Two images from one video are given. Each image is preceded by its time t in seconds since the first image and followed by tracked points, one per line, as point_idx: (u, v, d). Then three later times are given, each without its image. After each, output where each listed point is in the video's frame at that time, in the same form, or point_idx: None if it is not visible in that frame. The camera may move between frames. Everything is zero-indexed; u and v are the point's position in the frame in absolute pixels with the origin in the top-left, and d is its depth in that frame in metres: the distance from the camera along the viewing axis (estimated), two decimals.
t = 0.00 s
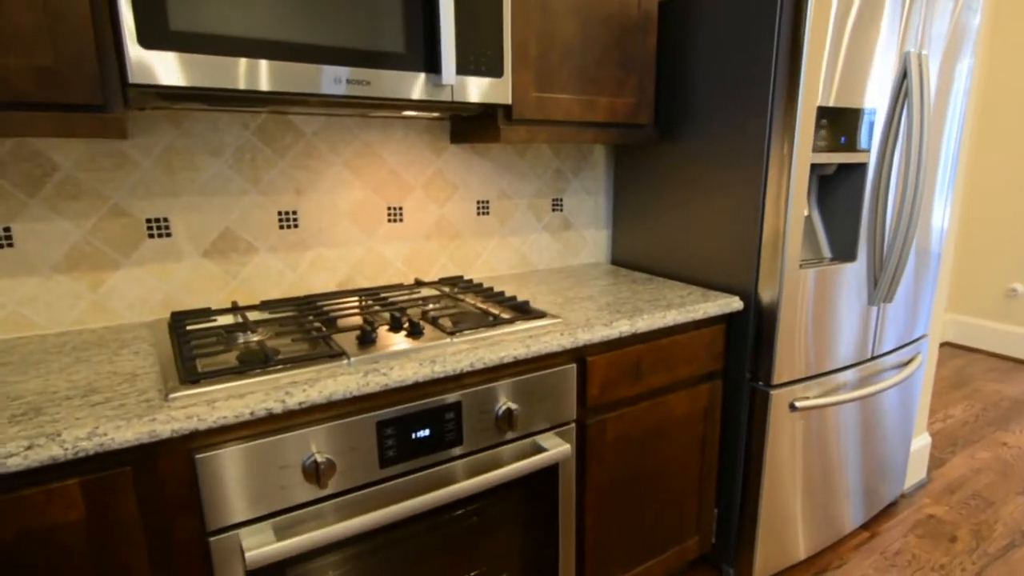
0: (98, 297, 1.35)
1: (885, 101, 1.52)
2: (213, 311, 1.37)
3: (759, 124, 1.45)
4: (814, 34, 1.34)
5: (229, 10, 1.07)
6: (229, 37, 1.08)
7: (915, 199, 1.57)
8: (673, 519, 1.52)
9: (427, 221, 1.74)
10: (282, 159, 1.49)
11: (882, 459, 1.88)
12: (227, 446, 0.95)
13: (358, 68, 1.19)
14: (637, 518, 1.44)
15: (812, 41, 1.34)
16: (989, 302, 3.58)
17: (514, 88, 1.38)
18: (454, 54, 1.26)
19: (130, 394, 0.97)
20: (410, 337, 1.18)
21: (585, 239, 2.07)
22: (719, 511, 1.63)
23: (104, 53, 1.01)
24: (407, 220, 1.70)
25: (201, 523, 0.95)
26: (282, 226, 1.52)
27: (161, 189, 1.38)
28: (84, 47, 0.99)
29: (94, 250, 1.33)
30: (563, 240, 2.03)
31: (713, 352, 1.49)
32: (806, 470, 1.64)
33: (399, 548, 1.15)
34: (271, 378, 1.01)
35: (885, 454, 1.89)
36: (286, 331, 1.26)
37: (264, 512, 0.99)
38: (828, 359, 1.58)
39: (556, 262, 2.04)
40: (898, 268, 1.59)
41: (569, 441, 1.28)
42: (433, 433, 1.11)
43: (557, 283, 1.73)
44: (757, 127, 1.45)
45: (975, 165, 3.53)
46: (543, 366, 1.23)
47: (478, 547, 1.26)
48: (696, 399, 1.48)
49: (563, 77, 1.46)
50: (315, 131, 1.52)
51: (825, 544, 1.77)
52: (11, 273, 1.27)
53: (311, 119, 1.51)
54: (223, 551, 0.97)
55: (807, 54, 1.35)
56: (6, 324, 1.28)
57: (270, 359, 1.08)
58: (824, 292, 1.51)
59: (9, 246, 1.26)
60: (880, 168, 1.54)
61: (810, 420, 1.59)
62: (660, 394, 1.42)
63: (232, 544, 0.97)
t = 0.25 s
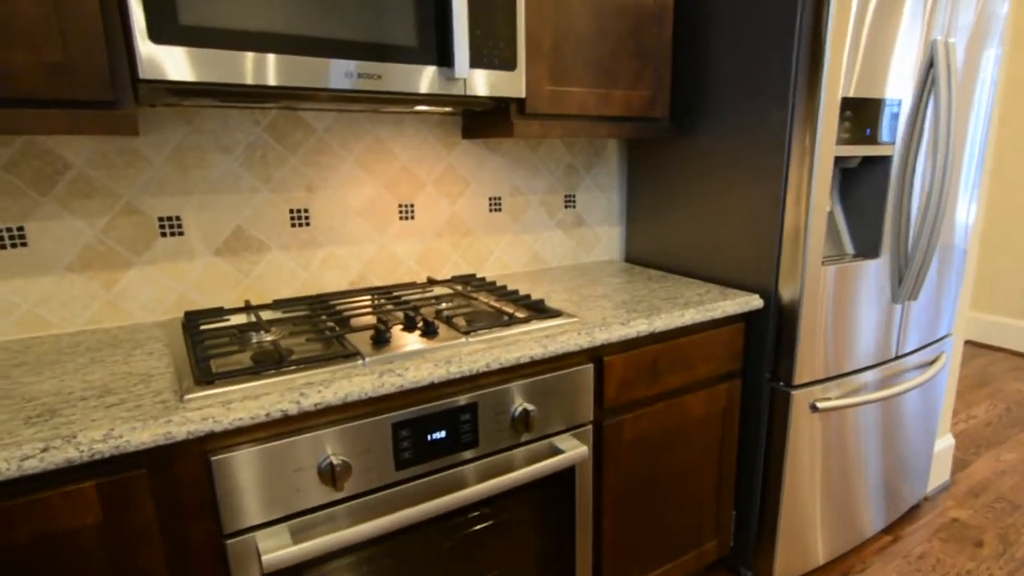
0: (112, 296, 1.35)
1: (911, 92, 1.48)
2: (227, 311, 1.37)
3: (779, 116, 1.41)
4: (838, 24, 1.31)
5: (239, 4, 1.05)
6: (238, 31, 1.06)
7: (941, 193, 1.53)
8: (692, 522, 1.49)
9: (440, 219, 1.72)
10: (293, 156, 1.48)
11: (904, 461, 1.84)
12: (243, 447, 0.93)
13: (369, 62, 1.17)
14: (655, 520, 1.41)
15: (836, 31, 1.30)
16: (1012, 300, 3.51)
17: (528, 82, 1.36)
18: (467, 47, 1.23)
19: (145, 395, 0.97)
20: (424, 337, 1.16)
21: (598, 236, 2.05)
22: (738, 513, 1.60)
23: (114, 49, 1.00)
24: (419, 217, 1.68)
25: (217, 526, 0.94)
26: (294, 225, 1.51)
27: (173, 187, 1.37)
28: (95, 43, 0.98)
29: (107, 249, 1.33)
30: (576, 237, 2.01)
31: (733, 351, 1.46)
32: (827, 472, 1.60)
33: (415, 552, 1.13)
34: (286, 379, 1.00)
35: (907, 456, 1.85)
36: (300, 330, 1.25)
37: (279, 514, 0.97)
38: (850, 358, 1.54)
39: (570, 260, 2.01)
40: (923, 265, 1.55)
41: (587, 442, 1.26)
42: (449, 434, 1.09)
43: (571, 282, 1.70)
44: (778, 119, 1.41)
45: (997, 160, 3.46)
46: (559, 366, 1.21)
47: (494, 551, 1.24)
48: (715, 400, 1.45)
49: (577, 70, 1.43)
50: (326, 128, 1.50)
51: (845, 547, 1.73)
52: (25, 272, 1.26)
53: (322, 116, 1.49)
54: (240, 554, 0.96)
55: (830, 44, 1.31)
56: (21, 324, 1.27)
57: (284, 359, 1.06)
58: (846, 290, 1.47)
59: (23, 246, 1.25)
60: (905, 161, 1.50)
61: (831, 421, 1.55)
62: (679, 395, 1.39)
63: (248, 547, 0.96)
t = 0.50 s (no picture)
0: (126, 293, 1.34)
1: (956, 75, 1.39)
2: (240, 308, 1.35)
3: (813, 103, 1.33)
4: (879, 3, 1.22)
5: None
6: (250, 20, 1.03)
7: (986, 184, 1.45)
8: (717, 528, 1.44)
9: (455, 214, 1.69)
10: (306, 150, 1.45)
11: (940, 466, 1.76)
12: (255, 450, 0.91)
13: (381, 51, 1.13)
14: (678, 527, 1.36)
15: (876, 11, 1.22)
16: None
17: (547, 71, 1.31)
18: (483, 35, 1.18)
19: (156, 395, 0.95)
20: (439, 337, 1.13)
21: (617, 230, 1.99)
22: (765, 519, 1.55)
23: (122, 40, 0.98)
24: (433, 212, 1.65)
25: (230, 529, 0.92)
26: (307, 220, 1.48)
27: (186, 182, 1.35)
28: (103, 35, 0.96)
29: (121, 246, 1.32)
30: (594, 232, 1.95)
31: (761, 350, 1.40)
32: (859, 478, 1.53)
33: (431, 558, 1.10)
34: (298, 380, 0.97)
35: (944, 461, 1.77)
36: (313, 328, 1.23)
37: (292, 518, 0.95)
38: (886, 359, 1.47)
39: (587, 255, 1.96)
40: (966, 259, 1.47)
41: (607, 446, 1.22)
42: (466, 438, 1.06)
43: (590, 279, 1.65)
44: (812, 106, 1.33)
45: None
46: (579, 367, 1.16)
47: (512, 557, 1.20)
48: (742, 402, 1.39)
49: (598, 58, 1.38)
50: (339, 120, 1.47)
51: (876, 555, 1.66)
52: (40, 270, 1.26)
53: (334, 108, 1.46)
54: (252, 558, 0.94)
55: (869, 26, 1.23)
56: (37, 321, 1.27)
57: (296, 359, 1.04)
58: (882, 287, 1.40)
59: (39, 243, 1.25)
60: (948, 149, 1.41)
61: (864, 425, 1.48)
62: (703, 396, 1.34)
63: (261, 551, 0.94)
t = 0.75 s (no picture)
0: (131, 287, 1.29)
1: None
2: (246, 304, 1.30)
3: (868, 77, 1.21)
4: None
5: None
6: None
7: None
8: (750, 541, 1.34)
9: (468, 204, 1.61)
10: (312, 137, 1.39)
11: (992, 476, 1.63)
12: (258, 458, 0.85)
13: (392, 25, 1.05)
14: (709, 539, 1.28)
15: None
16: None
17: (571, 46, 1.22)
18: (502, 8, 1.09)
19: (153, 398, 0.89)
20: (453, 337, 1.05)
21: (638, 221, 1.88)
22: (801, 531, 1.45)
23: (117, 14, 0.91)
24: (446, 202, 1.57)
25: (232, 543, 0.86)
26: (315, 211, 1.42)
27: (190, 171, 1.29)
28: (97, 10, 0.89)
29: (125, 239, 1.27)
30: (615, 223, 1.85)
31: (802, 352, 1.30)
32: (905, 489, 1.42)
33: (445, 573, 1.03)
34: (303, 384, 0.90)
35: (996, 472, 1.64)
36: (320, 326, 1.16)
37: (299, 531, 0.89)
38: (939, 362, 1.35)
39: (607, 247, 1.86)
40: None
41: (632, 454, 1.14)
42: (482, 447, 0.99)
43: (612, 274, 1.56)
44: (866, 80, 1.21)
45: None
46: (604, 370, 1.08)
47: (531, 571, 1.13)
48: (779, 407, 1.29)
49: (623, 32, 1.28)
50: (347, 105, 1.41)
51: (921, 570, 1.55)
52: (41, 264, 1.22)
53: (342, 92, 1.39)
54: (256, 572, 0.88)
55: None
56: (40, 316, 1.23)
57: (301, 360, 0.97)
58: (936, 284, 1.28)
59: (41, 235, 1.20)
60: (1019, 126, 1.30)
61: (913, 432, 1.37)
62: (738, 401, 1.25)
63: (265, 565, 0.88)
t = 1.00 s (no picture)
0: (127, 276, 1.20)
1: None
2: (245, 298, 1.20)
3: (940, 46, 1.05)
4: None
5: None
6: None
7: None
8: (794, 562, 1.23)
9: (486, 187, 1.48)
10: (320, 116, 1.27)
11: None
12: (248, 480, 0.75)
13: None
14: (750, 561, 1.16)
15: None
16: None
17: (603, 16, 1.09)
18: None
19: (136, 407, 0.79)
20: (469, 339, 0.94)
21: (665, 206, 1.74)
22: (850, 551, 1.32)
23: None
24: (462, 185, 1.45)
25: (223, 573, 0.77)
26: (322, 196, 1.31)
27: (189, 151, 1.19)
28: None
29: (120, 224, 1.17)
30: (642, 208, 1.71)
31: (860, 355, 1.16)
32: (977, 513, 1.26)
33: None
34: (300, 395, 0.80)
35: None
36: (325, 323, 1.05)
37: (294, 561, 0.79)
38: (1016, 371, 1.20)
39: (633, 234, 1.72)
40: None
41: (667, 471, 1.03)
42: (501, 464, 0.88)
43: (643, 266, 1.43)
44: (938, 51, 1.06)
45: None
46: (639, 377, 0.96)
47: None
48: (832, 418, 1.16)
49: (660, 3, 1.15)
50: (358, 80, 1.28)
51: None
52: (31, 251, 1.12)
53: (354, 67, 1.27)
54: None
55: None
56: (31, 306, 1.14)
57: (301, 365, 0.86)
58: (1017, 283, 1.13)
59: (31, 220, 1.11)
60: None
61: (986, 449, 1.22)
62: (786, 409, 1.12)
63: None
